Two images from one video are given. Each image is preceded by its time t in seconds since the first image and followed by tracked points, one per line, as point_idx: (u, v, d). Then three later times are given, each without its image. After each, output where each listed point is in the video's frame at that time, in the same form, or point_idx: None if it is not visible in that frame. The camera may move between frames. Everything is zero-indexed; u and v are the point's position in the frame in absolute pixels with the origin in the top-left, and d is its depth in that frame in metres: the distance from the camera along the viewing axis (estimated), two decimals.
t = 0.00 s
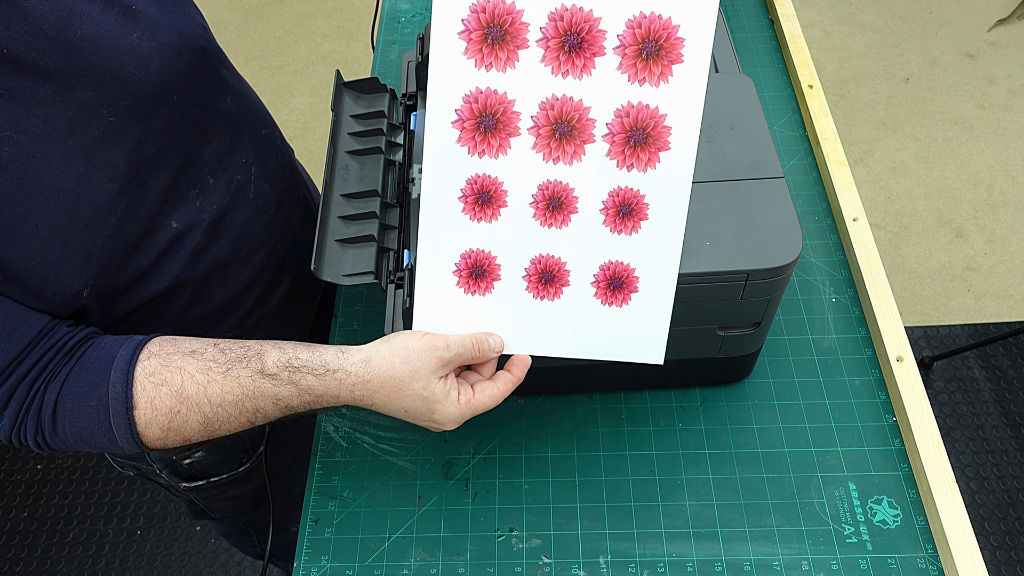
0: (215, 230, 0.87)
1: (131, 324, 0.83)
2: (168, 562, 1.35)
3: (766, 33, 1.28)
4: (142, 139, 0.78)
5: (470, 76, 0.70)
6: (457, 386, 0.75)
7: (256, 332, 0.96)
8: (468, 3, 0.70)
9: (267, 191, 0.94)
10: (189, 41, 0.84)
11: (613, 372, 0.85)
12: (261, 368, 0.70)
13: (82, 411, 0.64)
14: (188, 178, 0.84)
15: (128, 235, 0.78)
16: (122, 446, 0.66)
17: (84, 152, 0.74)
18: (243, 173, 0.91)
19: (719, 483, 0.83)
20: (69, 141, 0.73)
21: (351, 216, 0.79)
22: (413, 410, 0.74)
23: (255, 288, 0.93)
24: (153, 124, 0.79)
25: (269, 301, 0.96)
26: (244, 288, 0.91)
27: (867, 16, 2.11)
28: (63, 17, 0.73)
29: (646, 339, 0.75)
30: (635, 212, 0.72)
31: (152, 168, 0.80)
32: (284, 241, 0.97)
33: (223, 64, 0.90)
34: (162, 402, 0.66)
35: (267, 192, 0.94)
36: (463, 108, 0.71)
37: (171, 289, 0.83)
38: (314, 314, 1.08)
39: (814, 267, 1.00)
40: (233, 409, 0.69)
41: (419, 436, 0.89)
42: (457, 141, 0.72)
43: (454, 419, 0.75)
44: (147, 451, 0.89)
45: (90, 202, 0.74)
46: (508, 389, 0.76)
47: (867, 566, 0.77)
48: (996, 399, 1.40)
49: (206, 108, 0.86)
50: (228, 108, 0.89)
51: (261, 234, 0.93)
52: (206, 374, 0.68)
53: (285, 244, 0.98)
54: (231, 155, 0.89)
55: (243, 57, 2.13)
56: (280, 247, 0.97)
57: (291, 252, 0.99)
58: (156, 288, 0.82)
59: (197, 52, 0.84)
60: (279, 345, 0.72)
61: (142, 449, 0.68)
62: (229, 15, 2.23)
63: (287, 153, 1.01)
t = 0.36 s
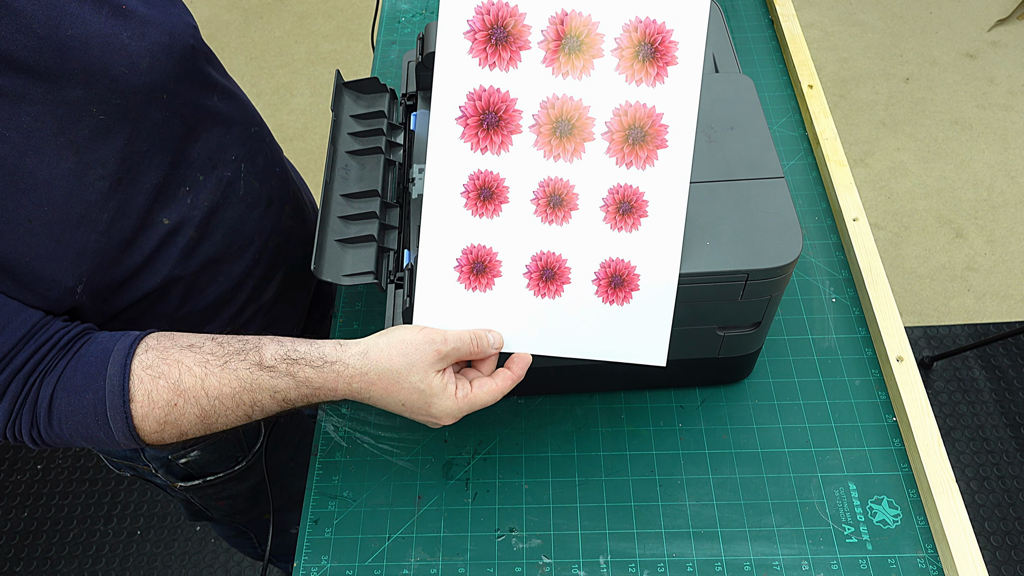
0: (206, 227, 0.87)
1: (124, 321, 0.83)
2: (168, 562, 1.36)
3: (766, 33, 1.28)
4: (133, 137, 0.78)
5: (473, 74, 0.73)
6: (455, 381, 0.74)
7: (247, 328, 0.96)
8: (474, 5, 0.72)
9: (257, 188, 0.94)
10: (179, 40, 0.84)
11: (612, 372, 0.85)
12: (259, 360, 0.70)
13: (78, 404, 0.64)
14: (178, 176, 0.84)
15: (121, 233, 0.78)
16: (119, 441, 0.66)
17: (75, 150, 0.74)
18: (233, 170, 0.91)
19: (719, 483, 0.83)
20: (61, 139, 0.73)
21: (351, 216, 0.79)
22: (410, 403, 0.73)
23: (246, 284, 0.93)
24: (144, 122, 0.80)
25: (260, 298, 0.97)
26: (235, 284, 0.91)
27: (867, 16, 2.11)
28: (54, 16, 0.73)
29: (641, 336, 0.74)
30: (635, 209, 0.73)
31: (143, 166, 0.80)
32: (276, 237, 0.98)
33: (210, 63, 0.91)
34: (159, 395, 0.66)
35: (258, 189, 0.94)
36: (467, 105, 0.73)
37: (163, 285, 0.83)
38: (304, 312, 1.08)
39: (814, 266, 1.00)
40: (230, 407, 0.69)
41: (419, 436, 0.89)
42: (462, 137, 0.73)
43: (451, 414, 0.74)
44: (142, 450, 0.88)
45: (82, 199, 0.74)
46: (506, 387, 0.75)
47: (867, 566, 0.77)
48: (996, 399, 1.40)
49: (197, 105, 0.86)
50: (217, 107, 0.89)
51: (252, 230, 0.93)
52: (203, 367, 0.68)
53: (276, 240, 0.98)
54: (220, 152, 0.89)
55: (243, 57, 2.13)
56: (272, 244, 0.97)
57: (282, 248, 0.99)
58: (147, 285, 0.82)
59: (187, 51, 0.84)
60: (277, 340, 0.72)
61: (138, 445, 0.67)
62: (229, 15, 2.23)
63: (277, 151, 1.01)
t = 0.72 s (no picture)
0: (199, 218, 0.86)
1: (117, 311, 0.83)
2: (169, 562, 1.36)
3: (766, 33, 1.28)
4: (127, 127, 0.78)
5: (451, 68, 0.73)
6: (441, 370, 0.74)
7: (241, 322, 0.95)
8: None
9: (251, 180, 0.92)
10: (173, 31, 0.83)
11: (612, 372, 0.85)
12: (245, 346, 0.70)
13: (64, 392, 0.63)
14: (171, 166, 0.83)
15: (113, 222, 0.77)
16: (106, 429, 0.66)
17: (69, 139, 0.74)
18: (227, 161, 0.89)
19: (719, 482, 0.83)
20: (55, 127, 0.73)
21: (351, 217, 0.78)
22: (396, 390, 0.73)
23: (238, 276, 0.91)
24: (139, 112, 0.79)
25: (254, 292, 0.95)
26: (229, 277, 0.90)
27: (867, 16, 2.11)
28: (50, 9, 0.74)
29: (633, 321, 0.73)
30: (621, 193, 0.73)
31: (137, 157, 0.79)
32: (271, 232, 0.95)
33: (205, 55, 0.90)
34: (145, 382, 0.66)
35: (252, 181, 0.93)
36: (446, 99, 0.73)
37: (156, 276, 0.82)
38: (298, 306, 1.06)
39: (814, 266, 1.00)
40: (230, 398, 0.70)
41: (419, 436, 0.89)
42: (444, 131, 0.74)
43: (436, 403, 0.74)
44: (137, 445, 0.88)
45: (75, 187, 0.74)
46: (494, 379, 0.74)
47: (867, 566, 0.77)
48: (996, 399, 1.40)
49: (191, 96, 0.85)
50: (212, 100, 0.89)
51: (246, 222, 0.91)
52: (189, 354, 0.68)
53: (273, 233, 0.96)
54: (215, 143, 0.88)
55: (243, 57, 2.13)
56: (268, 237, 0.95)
57: (277, 240, 0.97)
58: (139, 276, 0.81)
59: (181, 42, 0.84)
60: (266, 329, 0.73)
61: (126, 433, 0.68)
62: (229, 15, 2.23)
63: (271, 142, 0.99)
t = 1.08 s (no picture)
0: (178, 149, 0.83)
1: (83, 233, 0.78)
2: (169, 562, 1.36)
3: (766, 33, 1.28)
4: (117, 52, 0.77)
5: (460, 77, 0.75)
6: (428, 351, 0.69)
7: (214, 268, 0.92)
8: (459, 14, 0.76)
9: (230, 125, 0.91)
10: None
11: (613, 372, 0.85)
12: (243, 280, 0.66)
13: (37, 268, 0.58)
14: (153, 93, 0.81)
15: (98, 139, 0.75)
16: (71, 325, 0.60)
17: (63, 56, 0.73)
18: (207, 104, 0.88)
19: (719, 482, 0.83)
20: (50, 43, 0.72)
21: (351, 216, 0.78)
22: (379, 360, 0.67)
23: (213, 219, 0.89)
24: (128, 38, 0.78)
25: (226, 236, 0.92)
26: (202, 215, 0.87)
27: (867, 16, 2.11)
28: None
29: (635, 326, 0.72)
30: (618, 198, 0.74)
31: (121, 78, 0.78)
32: (244, 178, 0.93)
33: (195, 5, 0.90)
34: (129, 281, 0.60)
35: (231, 126, 0.91)
36: (454, 104, 0.75)
37: (126, 197, 0.79)
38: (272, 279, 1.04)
39: (814, 266, 1.00)
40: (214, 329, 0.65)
41: (419, 436, 0.89)
42: (450, 132, 0.75)
43: (415, 382, 0.68)
44: (110, 392, 0.91)
45: (63, 98, 0.73)
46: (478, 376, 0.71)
47: (867, 566, 0.77)
48: (996, 399, 1.40)
49: (177, 32, 0.85)
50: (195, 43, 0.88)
51: (223, 164, 0.89)
52: (185, 270, 0.64)
53: (249, 181, 0.94)
54: (197, 84, 0.87)
55: (243, 57, 2.13)
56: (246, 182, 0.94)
57: (252, 188, 0.95)
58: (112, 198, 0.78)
59: None
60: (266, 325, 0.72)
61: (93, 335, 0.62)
62: (229, 15, 2.23)
63: (253, 99, 0.98)
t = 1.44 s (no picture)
0: (190, 146, 0.84)
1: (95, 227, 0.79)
2: (169, 562, 1.35)
3: (766, 33, 1.28)
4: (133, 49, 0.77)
5: (448, 135, 0.70)
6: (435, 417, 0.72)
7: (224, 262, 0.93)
8: (445, 61, 0.69)
9: (243, 123, 0.91)
10: None
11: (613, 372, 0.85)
12: (265, 323, 0.63)
13: (61, 278, 0.56)
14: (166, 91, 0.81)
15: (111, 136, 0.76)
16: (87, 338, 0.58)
17: (78, 53, 0.72)
18: (222, 101, 0.88)
19: (719, 482, 0.83)
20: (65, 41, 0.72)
21: (351, 217, 0.78)
22: (388, 425, 0.69)
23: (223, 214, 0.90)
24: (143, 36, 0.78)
25: (238, 232, 0.93)
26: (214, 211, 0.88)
27: (867, 16, 2.11)
28: None
29: (635, 377, 0.75)
30: (617, 260, 0.72)
31: (134, 76, 0.77)
32: (256, 174, 0.94)
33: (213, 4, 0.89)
34: (153, 306, 0.58)
35: (244, 123, 0.92)
36: (443, 166, 0.70)
37: (140, 192, 0.80)
38: (280, 276, 1.06)
39: (814, 267, 1.00)
40: (229, 362, 0.62)
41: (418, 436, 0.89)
42: (439, 198, 0.71)
43: (421, 448, 0.71)
44: (119, 386, 0.90)
45: (81, 95, 0.73)
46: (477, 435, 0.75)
47: (867, 566, 0.77)
48: (996, 399, 1.40)
49: (194, 29, 0.84)
50: (212, 41, 0.88)
51: (235, 161, 0.90)
52: (209, 301, 0.61)
53: (260, 177, 0.95)
54: (212, 81, 0.87)
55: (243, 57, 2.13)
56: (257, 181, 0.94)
57: (263, 184, 0.96)
58: (124, 193, 0.78)
59: None
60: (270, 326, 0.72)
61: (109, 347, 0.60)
62: (229, 15, 2.23)
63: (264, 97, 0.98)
